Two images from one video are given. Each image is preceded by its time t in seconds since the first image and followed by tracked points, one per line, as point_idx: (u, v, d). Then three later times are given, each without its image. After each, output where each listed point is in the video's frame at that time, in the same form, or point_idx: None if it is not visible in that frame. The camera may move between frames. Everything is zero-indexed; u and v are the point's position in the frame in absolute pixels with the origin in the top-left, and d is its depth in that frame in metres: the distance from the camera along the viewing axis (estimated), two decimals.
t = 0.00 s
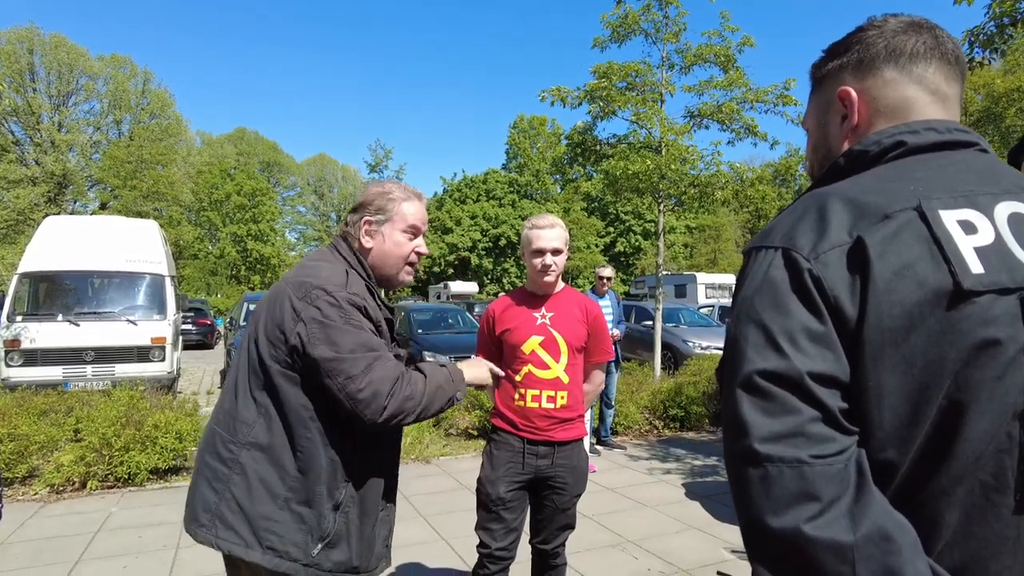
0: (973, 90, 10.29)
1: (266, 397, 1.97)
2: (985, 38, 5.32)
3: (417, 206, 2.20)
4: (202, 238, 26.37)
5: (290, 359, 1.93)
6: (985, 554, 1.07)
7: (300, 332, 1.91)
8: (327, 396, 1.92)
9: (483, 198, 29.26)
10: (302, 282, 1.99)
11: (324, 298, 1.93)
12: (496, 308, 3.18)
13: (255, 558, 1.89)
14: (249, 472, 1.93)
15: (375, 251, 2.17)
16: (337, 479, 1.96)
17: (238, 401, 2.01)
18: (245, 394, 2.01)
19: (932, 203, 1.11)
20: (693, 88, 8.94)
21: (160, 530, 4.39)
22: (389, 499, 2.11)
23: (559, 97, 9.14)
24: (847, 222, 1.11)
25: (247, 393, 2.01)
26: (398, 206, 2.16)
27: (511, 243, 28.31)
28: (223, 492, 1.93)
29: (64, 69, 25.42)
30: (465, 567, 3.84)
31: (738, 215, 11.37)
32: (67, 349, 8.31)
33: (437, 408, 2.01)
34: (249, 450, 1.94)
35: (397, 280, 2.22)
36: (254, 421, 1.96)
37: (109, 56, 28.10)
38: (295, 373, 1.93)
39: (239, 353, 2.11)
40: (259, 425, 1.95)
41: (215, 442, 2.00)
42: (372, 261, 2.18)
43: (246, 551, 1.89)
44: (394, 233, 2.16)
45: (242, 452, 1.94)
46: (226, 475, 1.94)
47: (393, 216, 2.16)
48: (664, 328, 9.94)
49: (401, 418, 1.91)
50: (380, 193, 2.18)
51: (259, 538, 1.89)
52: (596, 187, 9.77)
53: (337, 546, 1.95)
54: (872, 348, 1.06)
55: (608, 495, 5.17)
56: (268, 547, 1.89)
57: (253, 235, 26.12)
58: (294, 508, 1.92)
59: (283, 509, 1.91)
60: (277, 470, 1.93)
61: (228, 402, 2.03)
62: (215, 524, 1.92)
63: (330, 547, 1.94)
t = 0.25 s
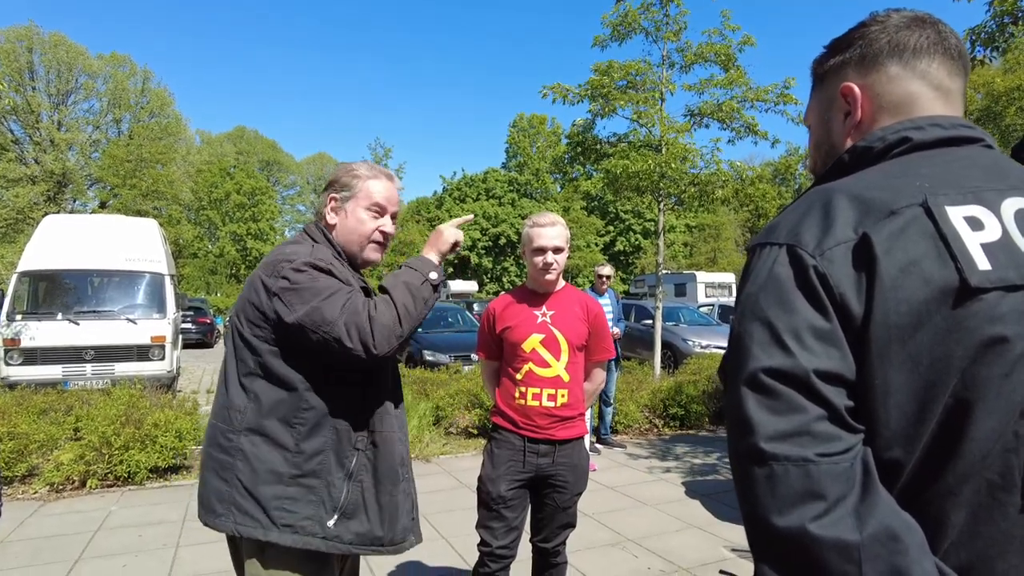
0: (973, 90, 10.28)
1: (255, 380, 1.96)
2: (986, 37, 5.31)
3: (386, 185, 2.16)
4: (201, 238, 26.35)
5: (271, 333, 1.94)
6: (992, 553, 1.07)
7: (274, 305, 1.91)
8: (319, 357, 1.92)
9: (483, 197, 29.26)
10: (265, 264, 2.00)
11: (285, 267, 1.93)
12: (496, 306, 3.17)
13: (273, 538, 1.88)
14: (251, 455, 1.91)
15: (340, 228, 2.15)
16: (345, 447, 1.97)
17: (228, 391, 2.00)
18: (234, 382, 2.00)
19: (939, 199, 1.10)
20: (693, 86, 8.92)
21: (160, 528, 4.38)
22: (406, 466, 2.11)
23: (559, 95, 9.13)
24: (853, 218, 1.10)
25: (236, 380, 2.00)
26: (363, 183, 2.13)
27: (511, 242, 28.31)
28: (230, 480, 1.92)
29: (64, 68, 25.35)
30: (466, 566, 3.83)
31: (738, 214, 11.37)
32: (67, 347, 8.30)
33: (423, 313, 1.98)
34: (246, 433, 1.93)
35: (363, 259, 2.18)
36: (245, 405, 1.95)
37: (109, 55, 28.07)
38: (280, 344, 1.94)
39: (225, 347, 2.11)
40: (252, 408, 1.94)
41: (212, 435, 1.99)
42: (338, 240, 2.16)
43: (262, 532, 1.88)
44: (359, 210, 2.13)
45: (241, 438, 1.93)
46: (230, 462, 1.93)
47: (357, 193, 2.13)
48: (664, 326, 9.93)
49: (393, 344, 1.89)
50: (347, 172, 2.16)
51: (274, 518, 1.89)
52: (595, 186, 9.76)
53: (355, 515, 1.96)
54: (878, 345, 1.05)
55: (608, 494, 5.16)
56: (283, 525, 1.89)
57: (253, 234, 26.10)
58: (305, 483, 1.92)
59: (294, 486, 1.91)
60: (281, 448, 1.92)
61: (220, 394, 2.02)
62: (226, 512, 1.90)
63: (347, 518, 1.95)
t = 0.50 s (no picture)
0: (974, 88, 10.27)
1: (252, 369, 1.96)
2: (986, 35, 5.29)
3: (386, 190, 2.15)
4: (201, 236, 26.35)
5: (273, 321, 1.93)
6: (994, 553, 1.06)
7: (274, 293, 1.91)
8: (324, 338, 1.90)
9: (483, 196, 29.26)
10: (265, 256, 2.00)
11: (285, 256, 1.93)
12: (496, 305, 3.17)
13: (267, 523, 1.87)
14: (248, 442, 1.92)
15: (337, 230, 2.16)
16: (340, 433, 1.96)
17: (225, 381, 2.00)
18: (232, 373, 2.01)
19: (941, 197, 1.09)
20: (693, 85, 8.92)
21: (160, 527, 4.38)
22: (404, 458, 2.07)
23: (559, 93, 9.12)
24: (855, 217, 1.09)
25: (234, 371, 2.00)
26: (363, 187, 2.13)
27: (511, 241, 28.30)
28: (225, 467, 1.93)
29: (63, 67, 25.30)
30: (466, 565, 3.82)
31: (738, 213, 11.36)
32: (67, 346, 8.29)
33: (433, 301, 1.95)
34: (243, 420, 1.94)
35: (357, 262, 2.17)
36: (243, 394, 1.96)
37: (108, 53, 28.05)
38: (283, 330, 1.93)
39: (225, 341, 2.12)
40: (249, 396, 1.94)
41: (210, 424, 1.99)
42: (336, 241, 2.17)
43: (256, 518, 1.88)
44: (355, 213, 2.13)
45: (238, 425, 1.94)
46: (226, 449, 1.94)
47: (356, 196, 2.14)
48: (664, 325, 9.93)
49: (398, 321, 1.83)
50: (350, 175, 2.17)
51: (268, 503, 1.89)
52: (595, 185, 9.75)
53: (349, 503, 1.94)
54: (881, 344, 1.05)
55: (608, 493, 5.16)
56: (277, 510, 1.88)
57: (253, 232, 26.08)
58: (299, 468, 1.92)
59: (288, 471, 1.91)
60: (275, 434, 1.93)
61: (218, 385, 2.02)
62: (221, 499, 1.91)
63: (341, 505, 1.93)
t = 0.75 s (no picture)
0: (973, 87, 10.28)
1: (247, 375, 1.97)
2: (986, 34, 5.30)
3: (388, 190, 2.17)
4: (201, 235, 26.34)
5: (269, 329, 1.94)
6: (992, 552, 1.07)
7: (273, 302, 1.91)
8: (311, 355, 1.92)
9: (483, 194, 29.25)
10: (267, 261, 2.00)
11: (289, 266, 1.94)
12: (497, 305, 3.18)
13: (251, 532, 1.88)
14: (238, 449, 1.92)
15: (341, 230, 2.16)
16: (327, 446, 1.95)
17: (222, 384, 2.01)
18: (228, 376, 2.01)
19: (939, 197, 1.10)
20: (693, 84, 8.92)
21: (160, 526, 4.39)
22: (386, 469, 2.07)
23: (559, 91, 9.13)
24: (853, 218, 1.10)
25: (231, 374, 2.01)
26: (366, 187, 2.15)
27: (511, 239, 28.30)
28: (216, 471, 1.93)
29: (62, 66, 25.25)
30: (466, 565, 3.83)
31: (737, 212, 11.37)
32: (67, 346, 8.29)
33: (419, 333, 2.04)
34: (236, 426, 1.94)
35: (362, 260, 2.17)
36: (238, 400, 1.96)
37: (108, 52, 28.03)
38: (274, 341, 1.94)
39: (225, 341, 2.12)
40: (243, 402, 1.95)
41: (204, 426, 2.00)
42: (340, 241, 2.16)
43: (242, 526, 1.88)
44: (359, 212, 2.14)
45: (230, 430, 1.94)
46: (216, 454, 1.94)
47: (360, 196, 2.15)
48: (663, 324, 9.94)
49: (390, 355, 1.94)
50: (352, 176, 2.19)
51: (254, 512, 1.89)
52: (595, 184, 9.75)
53: (332, 515, 1.93)
54: (879, 345, 1.05)
55: (608, 492, 5.17)
56: (263, 520, 1.88)
57: (252, 231, 26.07)
58: (286, 479, 1.91)
59: (275, 482, 1.90)
60: (264, 443, 1.92)
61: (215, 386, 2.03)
62: (209, 503, 1.91)
63: (324, 517, 1.93)
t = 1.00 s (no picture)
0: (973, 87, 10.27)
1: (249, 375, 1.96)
2: (986, 34, 5.30)
3: (389, 186, 2.19)
4: (201, 235, 26.32)
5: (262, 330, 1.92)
6: (991, 552, 1.07)
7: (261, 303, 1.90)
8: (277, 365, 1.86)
9: (483, 194, 29.26)
10: (269, 262, 2.00)
11: (283, 269, 1.92)
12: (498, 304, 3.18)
13: (252, 531, 1.87)
14: (241, 447, 1.92)
15: (343, 227, 2.17)
16: (328, 445, 1.95)
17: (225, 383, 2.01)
18: (230, 376, 2.00)
19: (941, 198, 1.10)
20: (693, 83, 8.92)
21: (160, 526, 4.39)
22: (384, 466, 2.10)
23: (559, 90, 9.12)
24: (855, 217, 1.10)
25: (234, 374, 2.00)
26: (367, 184, 2.16)
27: (510, 239, 28.29)
28: (219, 470, 1.93)
29: (62, 65, 25.19)
30: (466, 564, 3.83)
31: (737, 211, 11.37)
32: (67, 345, 8.29)
33: (375, 386, 1.90)
34: (239, 426, 1.94)
35: (365, 257, 2.18)
36: (241, 399, 1.95)
37: (107, 51, 28.00)
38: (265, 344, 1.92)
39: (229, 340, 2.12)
40: (245, 402, 1.94)
41: (206, 424, 2.00)
42: (342, 238, 2.17)
43: (243, 524, 1.88)
44: (361, 209, 2.15)
45: (232, 429, 1.94)
46: (219, 453, 1.94)
47: (361, 193, 2.17)
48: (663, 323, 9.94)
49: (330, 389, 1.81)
50: (352, 174, 2.20)
51: (256, 511, 1.89)
52: (595, 183, 9.74)
53: (333, 513, 1.95)
54: (880, 344, 1.05)
55: (608, 491, 5.17)
56: (265, 519, 1.88)
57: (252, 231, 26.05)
58: (288, 479, 1.91)
59: (277, 481, 1.90)
60: (266, 443, 1.91)
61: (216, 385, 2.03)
62: (212, 501, 1.91)
63: (325, 516, 1.94)
